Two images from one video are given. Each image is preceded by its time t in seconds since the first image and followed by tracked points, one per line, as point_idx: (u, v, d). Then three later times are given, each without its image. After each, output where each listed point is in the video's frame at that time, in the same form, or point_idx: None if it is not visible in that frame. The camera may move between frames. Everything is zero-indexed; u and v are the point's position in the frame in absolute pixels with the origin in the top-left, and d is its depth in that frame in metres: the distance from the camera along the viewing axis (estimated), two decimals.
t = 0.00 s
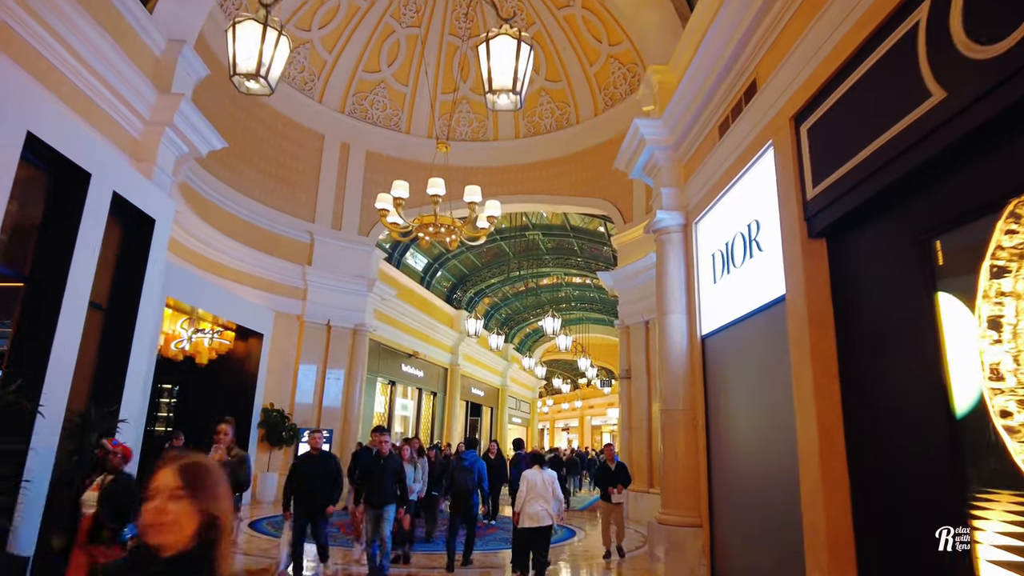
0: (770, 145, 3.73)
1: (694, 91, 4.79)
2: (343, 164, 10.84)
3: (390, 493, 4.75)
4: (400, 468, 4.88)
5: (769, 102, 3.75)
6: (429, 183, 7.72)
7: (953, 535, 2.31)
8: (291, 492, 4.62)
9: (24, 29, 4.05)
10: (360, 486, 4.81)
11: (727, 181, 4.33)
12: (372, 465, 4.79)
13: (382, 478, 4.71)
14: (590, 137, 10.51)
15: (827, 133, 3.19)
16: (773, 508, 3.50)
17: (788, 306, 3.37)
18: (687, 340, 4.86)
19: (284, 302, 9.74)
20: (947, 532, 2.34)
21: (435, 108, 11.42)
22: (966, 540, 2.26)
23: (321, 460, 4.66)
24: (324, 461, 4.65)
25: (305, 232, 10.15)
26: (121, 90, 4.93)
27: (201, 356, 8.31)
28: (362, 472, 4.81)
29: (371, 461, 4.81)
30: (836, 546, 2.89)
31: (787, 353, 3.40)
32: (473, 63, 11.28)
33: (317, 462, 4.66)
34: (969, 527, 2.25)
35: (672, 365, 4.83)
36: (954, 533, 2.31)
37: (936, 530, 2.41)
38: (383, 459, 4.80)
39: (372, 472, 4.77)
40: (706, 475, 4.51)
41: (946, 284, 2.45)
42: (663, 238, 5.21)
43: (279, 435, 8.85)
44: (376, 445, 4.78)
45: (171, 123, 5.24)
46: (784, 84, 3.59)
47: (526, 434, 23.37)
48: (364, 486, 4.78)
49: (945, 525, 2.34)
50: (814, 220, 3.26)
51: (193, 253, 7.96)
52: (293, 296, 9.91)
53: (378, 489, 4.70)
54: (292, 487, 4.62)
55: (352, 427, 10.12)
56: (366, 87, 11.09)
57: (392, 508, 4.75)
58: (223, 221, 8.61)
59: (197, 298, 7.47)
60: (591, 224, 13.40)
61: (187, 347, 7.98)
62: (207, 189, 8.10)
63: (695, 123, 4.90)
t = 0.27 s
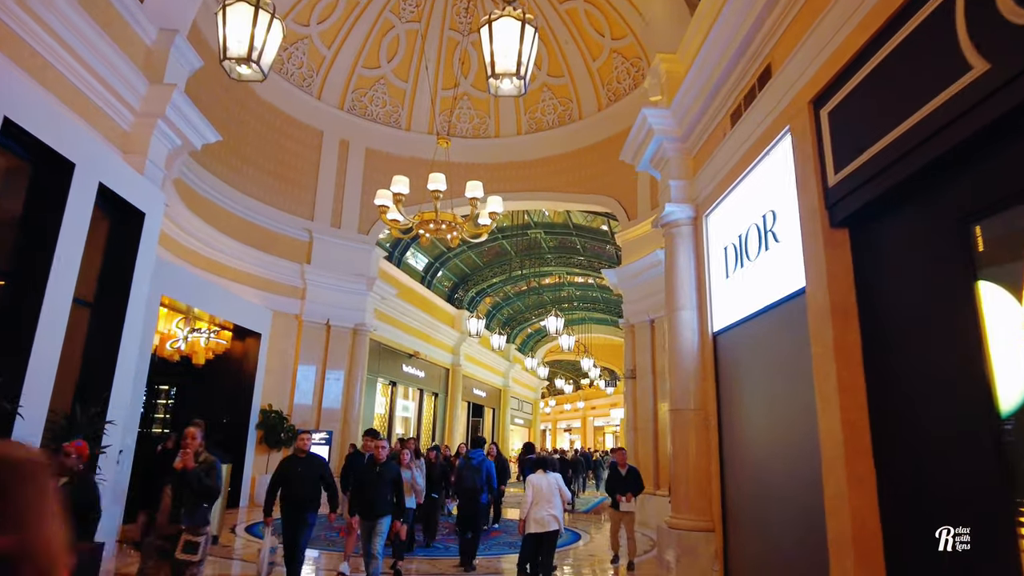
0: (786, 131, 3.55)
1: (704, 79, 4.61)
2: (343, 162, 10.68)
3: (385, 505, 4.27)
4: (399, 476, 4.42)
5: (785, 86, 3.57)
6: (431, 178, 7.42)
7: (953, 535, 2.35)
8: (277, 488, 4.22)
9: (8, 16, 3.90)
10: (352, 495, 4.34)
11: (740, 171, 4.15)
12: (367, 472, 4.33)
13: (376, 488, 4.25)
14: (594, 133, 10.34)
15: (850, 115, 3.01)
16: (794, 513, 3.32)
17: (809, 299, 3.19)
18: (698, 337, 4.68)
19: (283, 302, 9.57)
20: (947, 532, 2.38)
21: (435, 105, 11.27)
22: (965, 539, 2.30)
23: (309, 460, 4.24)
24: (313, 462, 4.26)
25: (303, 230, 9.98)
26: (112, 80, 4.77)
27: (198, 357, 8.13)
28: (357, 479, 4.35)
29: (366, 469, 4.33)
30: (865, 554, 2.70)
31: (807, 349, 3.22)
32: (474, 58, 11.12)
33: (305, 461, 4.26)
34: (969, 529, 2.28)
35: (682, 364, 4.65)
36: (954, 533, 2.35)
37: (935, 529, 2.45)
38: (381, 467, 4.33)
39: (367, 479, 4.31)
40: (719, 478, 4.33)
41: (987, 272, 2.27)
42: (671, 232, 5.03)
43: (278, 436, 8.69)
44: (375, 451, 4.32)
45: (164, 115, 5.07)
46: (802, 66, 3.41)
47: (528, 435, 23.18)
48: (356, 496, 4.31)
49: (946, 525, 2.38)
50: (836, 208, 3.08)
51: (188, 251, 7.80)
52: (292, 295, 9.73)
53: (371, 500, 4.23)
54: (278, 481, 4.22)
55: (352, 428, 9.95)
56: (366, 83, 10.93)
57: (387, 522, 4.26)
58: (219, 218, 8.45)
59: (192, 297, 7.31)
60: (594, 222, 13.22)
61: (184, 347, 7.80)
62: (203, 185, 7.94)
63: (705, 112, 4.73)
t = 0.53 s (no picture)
0: (811, 112, 3.37)
1: (720, 61, 4.43)
2: (345, 156, 10.51)
3: (387, 507, 4.08)
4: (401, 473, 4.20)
5: (810, 64, 3.38)
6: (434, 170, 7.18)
7: (953, 534, 2.38)
8: (265, 497, 3.99)
9: None
10: (350, 497, 4.13)
11: (761, 156, 3.96)
12: (367, 472, 4.12)
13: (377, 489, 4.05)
14: (600, 128, 10.16)
15: (883, 90, 2.81)
16: (820, 516, 3.13)
17: (838, 288, 2.99)
18: (714, 332, 4.49)
19: (284, 299, 9.39)
20: (946, 531, 2.41)
21: (439, 99, 11.09)
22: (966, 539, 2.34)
23: (301, 461, 4.04)
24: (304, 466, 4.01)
25: (305, 226, 9.81)
26: (104, 65, 4.59)
27: (197, 354, 7.90)
28: (355, 480, 4.14)
29: (365, 469, 4.13)
30: (902, 560, 2.51)
31: (836, 340, 3.02)
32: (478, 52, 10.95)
33: (295, 463, 4.03)
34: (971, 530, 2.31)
35: (698, 359, 4.46)
36: (953, 533, 2.38)
37: (935, 529, 2.47)
38: (380, 466, 4.14)
39: (366, 480, 4.09)
40: (736, 478, 4.14)
41: None
42: (685, 222, 4.85)
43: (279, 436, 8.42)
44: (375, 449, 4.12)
45: (159, 101, 4.89)
46: (829, 41, 3.22)
47: (532, 435, 22.99)
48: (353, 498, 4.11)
49: (946, 525, 2.41)
50: (868, 189, 2.88)
51: (187, 246, 7.64)
52: (293, 292, 9.56)
53: (373, 502, 4.03)
54: (266, 490, 3.99)
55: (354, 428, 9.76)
56: (369, 77, 10.76)
57: (389, 525, 4.08)
58: (219, 212, 8.28)
59: (189, 292, 7.15)
60: (600, 219, 13.03)
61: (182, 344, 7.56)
62: (202, 178, 7.77)
63: (721, 97, 4.54)
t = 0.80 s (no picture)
0: (832, 95, 3.21)
1: (732, 47, 4.26)
2: (346, 152, 10.36)
3: (382, 513, 3.83)
4: (395, 477, 3.92)
5: (830, 45, 3.21)
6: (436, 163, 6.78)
7: (952, 534, 2.35)
8: (251, 502, 3.80)
9: None
10: (343, 502, 3.90)
11: (777, 144, 3.79)
12: (358, 477, 3.85)
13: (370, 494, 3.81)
14: (605, 123, 9.99)
15: (911, 69, 2.64)
16: (844, 522, 2.96)
17: (862, 280, 2.82)
18: (726, 329, 4.33)
19: (283, 296, 9.24)
20: (946, 531, 2.37)
21: (441, 94, 10.94)
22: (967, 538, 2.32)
23: (290, 461, 3.83)
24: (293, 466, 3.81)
25: (305, 222, 9.66)
26: (95, 53, 4.42)
27: (193, 352, 7.82)
28: (347, 483, 3.89)
29: (357, 471, 3.87)
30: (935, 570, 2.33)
31: (861, 335, 2.86)
32: (481, 46, 10.82)
33: (284, 463, 3.81)
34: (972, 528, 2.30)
35: (710, 358, 4.29)
36: (953, 532, 2.36)
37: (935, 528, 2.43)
38: (372, 470, 3.86)
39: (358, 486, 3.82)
40: (751, 481, 3.96)
41: None
42: (696, 215, 4.68)
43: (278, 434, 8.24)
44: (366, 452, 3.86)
45: (152, 91, 4.72)
46: (850, 20, 3.06)
47: (535, 435, 22.82)
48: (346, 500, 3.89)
49: (942, 523, 2.37)
50: (895, 175, 2.70)
51: (184, 242, 7.50)
52: (293, 289, 9.40)
53: (366, 508, 3.79)
54: (252, 495, 3.80)
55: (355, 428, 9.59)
56: (370, 71, 10.62)
57: (385, 532, 3.87)
58: (216, 208, 8.14)
59: (184, 288, 7.01)
60: (605, 216, 12.87)
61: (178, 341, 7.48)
62: (199, 173, 7.63)
63: (734, 84, 4.37)
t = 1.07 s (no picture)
0: (854, 71, 3.02)
1: (743, 27, 4.08)
2: (344, 147, 10.19)
3: (367, 521, 3.32)
4: (381, 479, 3.42)
5: (851, 18, 3.03)
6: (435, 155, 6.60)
7: (952, 534, 2.20)
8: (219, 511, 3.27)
9: None
10: (323, 508, 3.39)
11: (793, 126, 3.61)
12: (340, 480, 3.37)
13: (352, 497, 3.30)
14: (607, 117, 9.82)
15: (941, 38, 2.46)
16: (868, 523, 2.78)
17: (887, 266, 2.64)
18: (738, 322, 4.15)
19: (280, 293, 9.06)
20: (946, 531, 2.22)
21: (441, 88, 10.77)
22: (968, 538, 2.16)
23: (262, 465, 3.27)
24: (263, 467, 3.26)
25: (303, 218, 9.49)
26: (80, 37, 4.25)
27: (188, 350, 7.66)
28: (328, 487, 3.40)
29: (338, 474, 3.39)
30: None
31: (888, 324, 2.68)
32: (481, 39, 10.67)
33: (256, 466, 3.27)
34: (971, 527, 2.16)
35: (721, 351, 4.12)
36: (952, 532, 2.20)
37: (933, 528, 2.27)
38: (356, 473, 3.37)
39: (339, 489, 3.33)
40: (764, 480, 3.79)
41: None
42: (705, 204, 4.49)
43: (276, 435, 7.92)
44: (348, 450, 3.39)
45: (140, 77, 4.54)
46: None
47: (537, 435, 22.64)
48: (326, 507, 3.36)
49: (943, 523, 2.23)
50: (923, 152, 2.52)
51: (176, 237, 7.35)
52: (291, 286, 9.23)
53: (347, 516, 3.27)
54: (220, 502, 3.27)
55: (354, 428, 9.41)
56: (368, 65, 10.45)
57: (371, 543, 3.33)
58: (210, 202, 7.96)
59: (177, 284, 6.86)
60: (607, 212, 12.69)
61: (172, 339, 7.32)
62: (192, 166, 7.45)
63: (745, 66, 4.19)
